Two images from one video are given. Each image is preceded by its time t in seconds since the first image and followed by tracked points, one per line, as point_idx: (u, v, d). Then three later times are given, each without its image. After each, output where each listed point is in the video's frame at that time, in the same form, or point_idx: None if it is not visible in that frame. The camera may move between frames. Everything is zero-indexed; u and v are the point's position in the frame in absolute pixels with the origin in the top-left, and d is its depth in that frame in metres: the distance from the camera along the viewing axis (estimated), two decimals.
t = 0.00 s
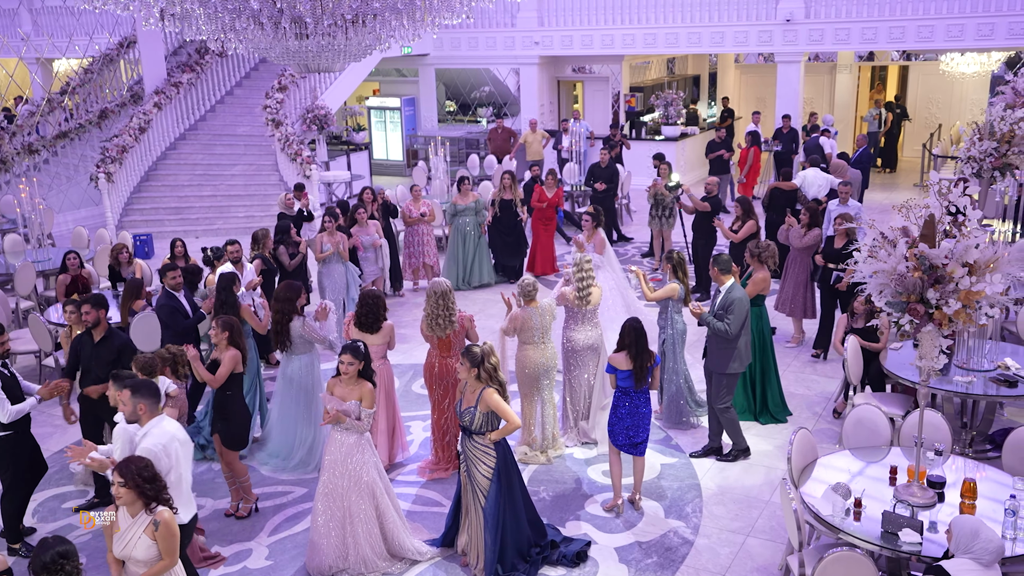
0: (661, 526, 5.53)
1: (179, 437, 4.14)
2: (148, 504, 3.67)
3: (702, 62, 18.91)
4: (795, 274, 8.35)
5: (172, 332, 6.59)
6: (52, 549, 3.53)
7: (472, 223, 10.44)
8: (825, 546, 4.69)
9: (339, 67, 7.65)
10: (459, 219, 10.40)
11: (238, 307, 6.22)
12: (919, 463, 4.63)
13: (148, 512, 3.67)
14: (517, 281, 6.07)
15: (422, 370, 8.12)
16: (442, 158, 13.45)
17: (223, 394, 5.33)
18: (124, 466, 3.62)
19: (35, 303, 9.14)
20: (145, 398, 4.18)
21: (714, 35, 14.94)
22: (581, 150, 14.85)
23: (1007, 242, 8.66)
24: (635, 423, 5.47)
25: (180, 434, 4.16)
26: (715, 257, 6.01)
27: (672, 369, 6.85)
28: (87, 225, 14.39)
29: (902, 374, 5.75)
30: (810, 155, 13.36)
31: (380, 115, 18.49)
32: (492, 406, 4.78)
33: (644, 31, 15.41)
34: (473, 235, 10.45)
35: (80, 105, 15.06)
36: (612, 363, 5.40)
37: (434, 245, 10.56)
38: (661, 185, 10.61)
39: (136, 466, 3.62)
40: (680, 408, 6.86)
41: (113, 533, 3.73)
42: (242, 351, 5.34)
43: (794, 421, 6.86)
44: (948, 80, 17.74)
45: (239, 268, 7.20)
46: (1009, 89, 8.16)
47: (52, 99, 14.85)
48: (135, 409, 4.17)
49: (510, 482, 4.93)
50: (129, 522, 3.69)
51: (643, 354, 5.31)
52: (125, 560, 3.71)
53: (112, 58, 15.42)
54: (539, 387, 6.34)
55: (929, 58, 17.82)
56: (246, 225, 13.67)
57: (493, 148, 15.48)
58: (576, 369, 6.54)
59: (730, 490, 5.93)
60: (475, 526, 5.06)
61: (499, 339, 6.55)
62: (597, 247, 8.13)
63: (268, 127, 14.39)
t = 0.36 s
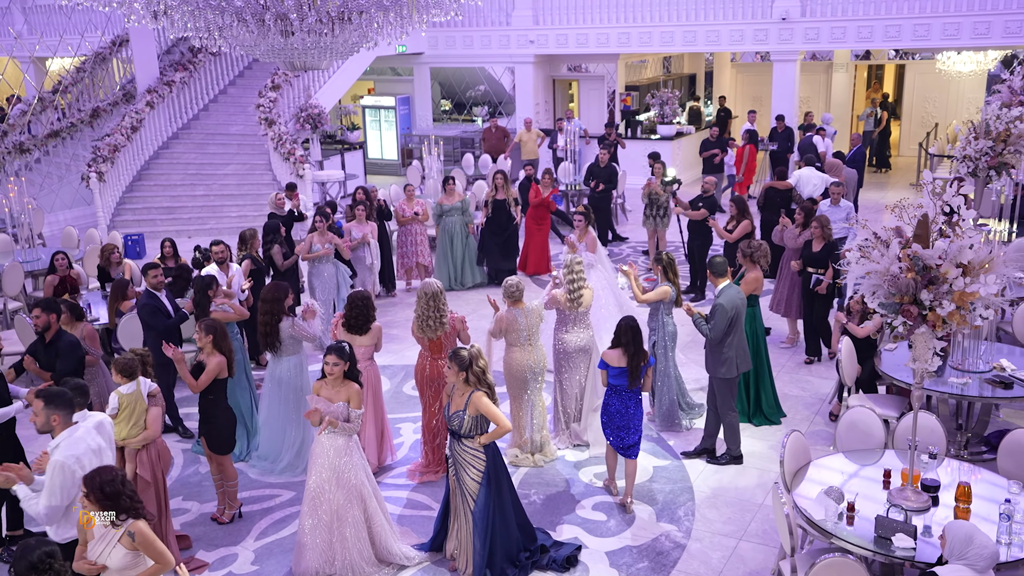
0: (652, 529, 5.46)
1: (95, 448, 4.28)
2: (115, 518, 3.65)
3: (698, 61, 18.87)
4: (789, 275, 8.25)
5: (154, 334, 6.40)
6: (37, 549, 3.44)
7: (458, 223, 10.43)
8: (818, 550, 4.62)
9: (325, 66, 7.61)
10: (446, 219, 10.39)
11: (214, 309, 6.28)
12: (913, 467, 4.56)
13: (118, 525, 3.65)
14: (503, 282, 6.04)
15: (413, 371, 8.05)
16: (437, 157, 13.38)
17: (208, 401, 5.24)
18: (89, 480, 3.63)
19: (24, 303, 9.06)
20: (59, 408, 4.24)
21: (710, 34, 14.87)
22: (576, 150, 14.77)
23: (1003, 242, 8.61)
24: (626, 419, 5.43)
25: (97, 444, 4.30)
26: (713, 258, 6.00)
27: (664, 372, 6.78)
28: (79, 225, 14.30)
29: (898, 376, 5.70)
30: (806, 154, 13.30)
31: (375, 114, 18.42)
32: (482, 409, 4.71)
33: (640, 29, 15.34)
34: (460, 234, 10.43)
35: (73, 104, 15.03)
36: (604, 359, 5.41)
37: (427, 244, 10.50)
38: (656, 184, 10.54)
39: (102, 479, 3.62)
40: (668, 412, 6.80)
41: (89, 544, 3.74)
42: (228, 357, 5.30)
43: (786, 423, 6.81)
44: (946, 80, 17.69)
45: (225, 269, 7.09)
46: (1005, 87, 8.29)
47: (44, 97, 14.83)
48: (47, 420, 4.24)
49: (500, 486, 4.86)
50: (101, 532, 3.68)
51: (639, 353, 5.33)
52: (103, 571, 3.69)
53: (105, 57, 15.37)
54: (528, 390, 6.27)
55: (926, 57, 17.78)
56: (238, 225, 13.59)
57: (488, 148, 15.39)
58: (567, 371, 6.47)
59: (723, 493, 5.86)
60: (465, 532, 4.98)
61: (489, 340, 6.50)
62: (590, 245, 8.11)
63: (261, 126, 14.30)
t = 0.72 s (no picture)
0: (646, 534, 5.38)
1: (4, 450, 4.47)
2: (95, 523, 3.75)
3: (697, 60, 18.80)
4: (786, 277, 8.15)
5: (137, 333, 6.28)
6: (24, 551, 3.35)
7: (450, 223, 10.33)
8: (813, 556, 4.54)
9: (314, 64, 7.54)
10: (437, 219, 10.30)
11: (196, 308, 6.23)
12: (911, 472, 4.48)
13: (94, 531, 3.74)
14: (497, 283, 5.96)
15: (406, 373, 7.97)
16: (433, 156, 13.29)
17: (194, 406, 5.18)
18: (63, 489, 3.73)
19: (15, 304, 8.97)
20: None
21: (709, 32, 14.79)
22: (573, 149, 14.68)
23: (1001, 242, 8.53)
24: (616, 418, 5.37)
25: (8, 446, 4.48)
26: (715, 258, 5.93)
27: (659, 374, 6.69)
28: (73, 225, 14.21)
29: (896, 379, 5.64)
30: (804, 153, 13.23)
31: (371, 113, 18.34)
32: (472, 414, 4.63)
33: (638, 28, 15.25)
34: (453, 234, 10.33)
35: (69, 102, 15.12)
36: (591, 358, 5.36)
37: (422, 243, 10.42)
38: (652, 183, 10.46)
39: (76, 486, 3.73)
40: (662, 415, 6.71)
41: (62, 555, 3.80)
42: (215, 363, 5.22)
43: (782, 425, 6.73)
44: (945, 79, 17.60)
45: (212, 269, 6.97)
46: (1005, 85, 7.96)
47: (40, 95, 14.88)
48: None
49: (491, 491, 4.78)
50: (77, 540, 3.76)
51: (624, 351, 5.25)
52: None
53: (100, 56, 15.41)
54: (521, 392, 6.19)
55: (925, 56, 17.69)
56: (233, 225, 13.51)
57: (485, 147, 15.27)
58: (561, 373, 6.40)
59: (717, 496, 5.78)
60: (454, 538, 4.91)
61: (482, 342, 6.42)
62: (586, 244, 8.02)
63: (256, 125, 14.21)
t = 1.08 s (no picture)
0: (645, 539, 5.30)
1: None
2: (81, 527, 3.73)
3: (701, 58, 18.71)
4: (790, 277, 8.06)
5: (130, 334, 6.27)
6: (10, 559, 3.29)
7: (452, 223, 10.23)
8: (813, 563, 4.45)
9: (309, 61, 7.49)
10: (439, 219, 10.20)
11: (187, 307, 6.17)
12: (915, 477, 4.39)
13: (80, 536, 3.72)
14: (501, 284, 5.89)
15: (405, 374, 7.90)
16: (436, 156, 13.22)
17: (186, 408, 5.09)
18: (53, 492, 3.68)
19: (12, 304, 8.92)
20: None
21: (713, 31, 14.70)
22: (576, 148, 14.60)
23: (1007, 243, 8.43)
24: (614, 419, 5.32)
25: None
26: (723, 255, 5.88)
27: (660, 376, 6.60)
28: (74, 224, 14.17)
29: (900, 382, 5.55)
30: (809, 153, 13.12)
31: (374, 112, 18.29)
32: (466, 419, 4.55)
33: (641, 27, 15.16)
34: (455, 235, 10.23)
35: (70, 102, 14.99)
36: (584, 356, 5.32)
37: (423, 243, 10.37)
38: (654, 183, 10.37)
39: (67, 490, 3.70)
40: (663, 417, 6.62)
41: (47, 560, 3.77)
42: (206, 366, 5.13)
43: (783, 429, 6.64)
44: (952, 78, 17.46)
45: (205, 270, 6.89)
46: (1012, 85, 7.95)
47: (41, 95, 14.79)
48: None
49: (485, 498, 4.70)
50: (62, 547, 3.72)
51: (612, 347, 5.23)
52: None
53: (102, 54, 15.32)
54: (521, 395, 6.10)
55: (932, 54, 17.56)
56: (235, 224, 13.46)
57: (488, 146, 15.17)
58: (561, 374, 6.33)
59: (718, 501, 5.70)
60: (449, 545, 4.83)
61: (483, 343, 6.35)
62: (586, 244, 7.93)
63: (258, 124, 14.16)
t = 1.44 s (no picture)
0: (639, 545, 5.21)
1: None
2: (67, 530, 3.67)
3: (700, 57, 18.62)
4: (788, 278, 7.99)
5: (120, 337, 6.20)
6: None
7: (452, 223, 10.16)
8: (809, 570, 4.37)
9: (298, 59, 7.40)
10: (439, 219, 10.13)
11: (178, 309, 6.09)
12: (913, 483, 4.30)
13: (67, 537, 3.66)
14: (501, 285, 5.79)
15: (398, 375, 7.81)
16: (431, 155, 13.13)
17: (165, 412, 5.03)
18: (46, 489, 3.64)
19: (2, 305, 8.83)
20: None
21: (711, 29, 14.61)
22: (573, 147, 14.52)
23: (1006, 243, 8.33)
24: (606, 421, 5.25)
25: None
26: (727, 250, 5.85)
27: (655, 376, 6.52)
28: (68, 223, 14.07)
29: (898, 386, 5.47)
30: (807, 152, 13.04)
31: (371, 111, 18.21)
32: (456, 423, 4.46)
33: (639, 25, 15.08)
34: (454, 234, 10.14)
35: (64, 101, 14.87)
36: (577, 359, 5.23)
37: (419, 243, 10.30)
38: (650, 182, 10.28)
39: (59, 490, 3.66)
40: (658, 417, 6.55)
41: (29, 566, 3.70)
42: (184, 367, 5.07)
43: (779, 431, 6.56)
44: (951, 76, 17.36)
45: (191, 271, 6.80)
46: (1011, 82, 7.76)
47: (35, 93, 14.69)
48: None
49: (475, 503, 4.61)
50: (47, 551, 3.65)
51: (602, 346, 5.15)
52: None
53: (96, 53, 15.22)
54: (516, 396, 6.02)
55: (931, 53, 17.46)
56: (229, 224, 13.38)
57: (484, 145, 15.07)
58: (556, 375, 6.24)
59: (712, 506, 5.61)
60: (438, 550, 4.74)
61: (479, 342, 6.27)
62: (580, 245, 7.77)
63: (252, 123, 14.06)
